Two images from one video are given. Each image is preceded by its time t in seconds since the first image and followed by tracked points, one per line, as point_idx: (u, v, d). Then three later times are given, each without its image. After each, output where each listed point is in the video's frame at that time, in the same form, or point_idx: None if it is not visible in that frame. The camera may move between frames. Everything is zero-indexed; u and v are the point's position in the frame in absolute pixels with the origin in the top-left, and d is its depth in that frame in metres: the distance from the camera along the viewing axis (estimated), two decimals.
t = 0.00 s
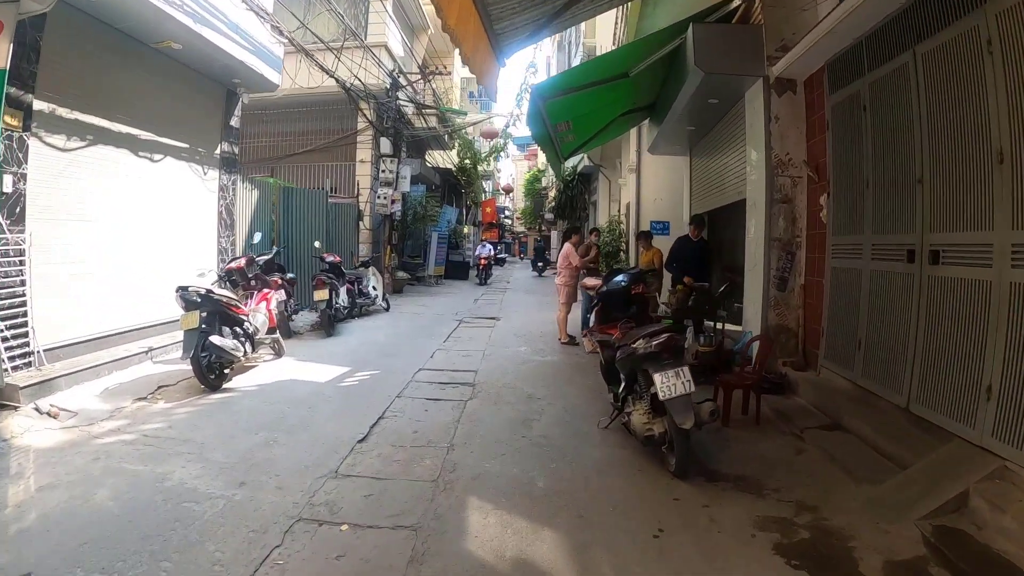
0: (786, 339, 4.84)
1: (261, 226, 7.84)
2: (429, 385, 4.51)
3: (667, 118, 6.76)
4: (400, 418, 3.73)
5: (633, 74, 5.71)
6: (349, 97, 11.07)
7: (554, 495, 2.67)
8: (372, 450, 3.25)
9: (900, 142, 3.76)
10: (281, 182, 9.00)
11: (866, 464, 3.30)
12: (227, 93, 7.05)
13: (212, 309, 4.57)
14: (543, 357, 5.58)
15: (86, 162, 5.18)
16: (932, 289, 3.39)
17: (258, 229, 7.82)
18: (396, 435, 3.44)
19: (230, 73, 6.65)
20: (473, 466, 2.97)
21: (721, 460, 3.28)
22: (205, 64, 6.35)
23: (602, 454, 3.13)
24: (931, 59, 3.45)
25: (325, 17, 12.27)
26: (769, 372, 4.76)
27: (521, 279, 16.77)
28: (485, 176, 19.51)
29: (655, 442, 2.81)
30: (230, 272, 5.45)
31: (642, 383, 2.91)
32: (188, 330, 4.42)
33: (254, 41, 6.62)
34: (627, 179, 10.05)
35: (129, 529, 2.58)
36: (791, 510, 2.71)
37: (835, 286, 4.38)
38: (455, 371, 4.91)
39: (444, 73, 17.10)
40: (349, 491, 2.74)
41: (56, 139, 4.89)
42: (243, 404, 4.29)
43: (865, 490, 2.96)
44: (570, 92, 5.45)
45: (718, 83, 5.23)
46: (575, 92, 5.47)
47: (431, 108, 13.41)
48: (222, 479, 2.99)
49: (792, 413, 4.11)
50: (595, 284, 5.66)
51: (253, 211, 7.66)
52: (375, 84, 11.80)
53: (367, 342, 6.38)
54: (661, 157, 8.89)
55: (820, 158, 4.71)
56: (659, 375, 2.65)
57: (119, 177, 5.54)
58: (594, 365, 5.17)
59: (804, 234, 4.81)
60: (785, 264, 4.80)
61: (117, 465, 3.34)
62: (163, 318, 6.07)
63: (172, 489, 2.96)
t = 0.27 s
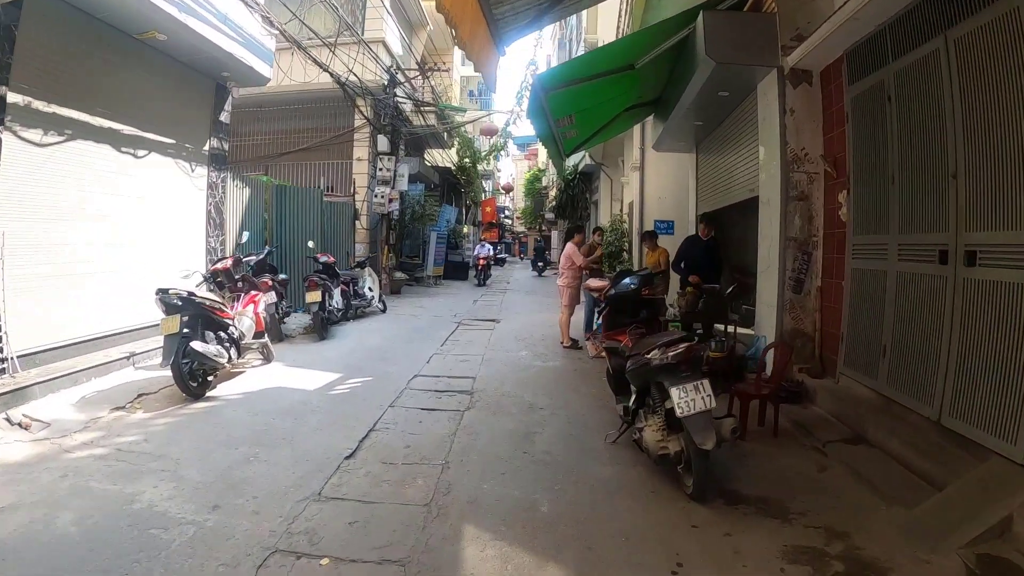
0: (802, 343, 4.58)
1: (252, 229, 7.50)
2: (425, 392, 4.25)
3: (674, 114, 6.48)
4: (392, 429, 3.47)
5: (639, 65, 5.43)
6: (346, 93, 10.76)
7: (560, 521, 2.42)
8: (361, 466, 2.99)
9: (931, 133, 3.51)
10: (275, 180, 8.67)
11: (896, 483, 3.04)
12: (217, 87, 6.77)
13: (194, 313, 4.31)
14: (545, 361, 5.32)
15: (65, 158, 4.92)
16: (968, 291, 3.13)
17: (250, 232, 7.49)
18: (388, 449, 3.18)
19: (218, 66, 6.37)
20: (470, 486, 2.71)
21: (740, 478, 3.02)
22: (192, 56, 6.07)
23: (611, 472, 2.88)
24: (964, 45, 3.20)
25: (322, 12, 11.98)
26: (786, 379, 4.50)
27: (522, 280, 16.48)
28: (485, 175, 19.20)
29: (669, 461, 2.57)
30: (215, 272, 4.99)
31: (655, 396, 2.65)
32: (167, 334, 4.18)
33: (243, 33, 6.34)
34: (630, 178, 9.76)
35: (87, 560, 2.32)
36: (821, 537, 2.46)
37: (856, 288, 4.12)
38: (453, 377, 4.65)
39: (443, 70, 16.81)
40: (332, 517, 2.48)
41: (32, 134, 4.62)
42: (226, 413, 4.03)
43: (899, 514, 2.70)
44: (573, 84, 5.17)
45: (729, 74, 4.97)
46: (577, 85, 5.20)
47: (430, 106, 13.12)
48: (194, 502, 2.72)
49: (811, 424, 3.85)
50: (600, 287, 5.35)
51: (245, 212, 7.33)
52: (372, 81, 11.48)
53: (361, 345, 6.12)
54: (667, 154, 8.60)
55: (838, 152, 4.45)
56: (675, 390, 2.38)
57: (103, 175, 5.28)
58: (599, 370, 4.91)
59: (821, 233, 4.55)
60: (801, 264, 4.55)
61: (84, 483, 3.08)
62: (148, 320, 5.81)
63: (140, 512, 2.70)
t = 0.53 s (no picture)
0: (819, 349, 4.33)
1: (244, 231, 7.20)
2: (419, 400, 3.99)
3: (680, 109, 6.23)
4: (383, 443, 3.22)
5: (644, 58, 5.17)
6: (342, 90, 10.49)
7: (567, 553, 2.17)
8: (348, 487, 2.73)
9: (964, 125, 3.24)
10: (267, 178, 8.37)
11: (931, 505, 2.79)
12: (205, 81, 6.49)
13: (174, 318, 4.07)
14: (547, 366, 5.06)
15: (43, 154, 4.66)
16: (1008, 295, 2.86)
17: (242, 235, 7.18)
18: (378, 466, 2.93)
19: (205, 58, 6.09)
20: (466, 510, 2.46)
21: (761, 499, 2.77)
22: (178, 48, 5.79)
23: (620, 494, 2.63)
24: (1002, 29, 2.95)
25: (318, 7, 11.72)
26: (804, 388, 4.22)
27: (522, 279, 16.23)
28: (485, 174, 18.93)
29: (688, 486, 2.33)
30: (199, 274, 4.73)
31: (672, 413, 2.39)
32: (147, 340, 3.89)
33: (232, 24, 6.07)
34: (632, 175, 9.50)
35: None
36: (855, 571, 2.21)
37: (879, 291, 3.87)
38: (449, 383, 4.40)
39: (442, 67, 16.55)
40: (314, 548, 2.23)
41: (5, 127, 4.36)
42: (208, 426, 3.77)
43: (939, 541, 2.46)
44: (575, 76, 4.90)
45: (741, 64, 4.71)
46: (579, 79, 4.95)
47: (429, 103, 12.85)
48: (164, 530, 2.47)
49: (832, 436, 3.60)
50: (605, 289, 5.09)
51: (236, 213, 7.03)
52: (369, 77, 11.20)
53: (354, 347, 5.85)
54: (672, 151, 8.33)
55: (859, 147, 4.19)
56: (697, 409, 2.12)
57: (85, 172, 5.04)
58: (604, 377, 4.66)
59: (839, 232, 4.30)
60: (819, 265, 4.29)
61: (48, 503, 2.83)
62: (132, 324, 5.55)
63: (104, 539, 2.45)
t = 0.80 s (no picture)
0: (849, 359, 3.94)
1: (229, 231, 6.76)
2: (410, 415, 3.60)
3: (689, 101, 5.84)
4: (366, 470, 2.83)
5: (655, 42, 4.74)
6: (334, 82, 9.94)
7: None
8: (321, 526, 2.35)
9: None
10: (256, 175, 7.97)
11: (997, 547, 2.40)
12: (186, 71, 6.09)
13: (139, 326, 3.70)
14: (550, 374, 4.68)
15: None
16: None
17: (227, 236, 6.77)
18: (358, 499, 2.55)
19: (185, 45, 5.69)
20: (458, 558, 2.07)
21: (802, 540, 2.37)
22: (154, 34, 5.39)
23: (639, 534, 2.24)
24: None
25: None
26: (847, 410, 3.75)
27: (523, 280, 15.83)
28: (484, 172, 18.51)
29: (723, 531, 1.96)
30: (172, 276, 4.36)
31: (704, 444, 2.02)
32: (109, 349, 3.51)
33: (213, 10, 5.66)
34: (637, 172, 9.10)
35: None
36: None
37: (920, 296, 3.48)
38: (444, 394, 4.02)
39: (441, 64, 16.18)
40: None
41: None
42: (174, 446, 3.38)
43: None
44: (580, 61, 4.48)
45: (763, 48, 4.31)
46: (583, 66, 4.57)
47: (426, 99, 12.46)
48: None
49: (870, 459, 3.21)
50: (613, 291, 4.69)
51: (221, 213, 6.62)
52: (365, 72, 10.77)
53: (343, 353, 5.47)
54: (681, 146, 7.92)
55: (894, 137, 3.81)
56: (740, 447, 1.75)
57: (51, 166, 4.66)
58: (613, 387, 4.27)
59: (872, 231, 3.91)
60: (850, 267, 3.90)
61: None
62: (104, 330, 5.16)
63: None
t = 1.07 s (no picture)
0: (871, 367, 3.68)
1: (221, 231, 6.47)
2: (402, 427, 3.35)
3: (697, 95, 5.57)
4: (352, 492, 2.58)
5: (665, 33, 4.47)
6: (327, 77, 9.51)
7: None
8: (298, 560, 2.10)
9: None
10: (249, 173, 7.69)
11: None
12: (171, 64, 5.82)
13: (113, 332, 3.45)
14: (553, 380, 4.42)
15: None
16: None
17: (218, 236, 6.49)
18: (340, 527, 2.30)
19: (170, 36, 5.42)
20: None
21: None
22: (137, 24, 5.12)
23: (654, 570, 1.99)
24: None
25: None
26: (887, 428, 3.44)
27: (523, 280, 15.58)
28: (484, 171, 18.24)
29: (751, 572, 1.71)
30: (151, 278, 4.08)
31: (733, 473, 1.78)
32: (81, 358, 3.26)
33: None
34: (640, 169, 8.82)
35: None
36: None
37: (951, 300, 3.22)
38: (439, 403, 3.76)
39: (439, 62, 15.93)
40: None
41: None
42: (148, 463, 3.13)
43: None
44: (584, 49, 4.22)
45: (779, 36, 4.05)
46: (586, 57, 4.31)
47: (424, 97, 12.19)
48: None
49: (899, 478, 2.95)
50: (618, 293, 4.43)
51: (211, 212, 6.33)
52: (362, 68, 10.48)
53: (334, 357, 5.21)
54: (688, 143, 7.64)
55: (922, 130, 3.54)
56: (780, 482, 1.53)
57: (26, 162, 4.40)
58: (619, 396, 4.01)
59: (897, 230, 3.65)
60: (873, 268, 3.64)
61: None
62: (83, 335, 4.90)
63: None
